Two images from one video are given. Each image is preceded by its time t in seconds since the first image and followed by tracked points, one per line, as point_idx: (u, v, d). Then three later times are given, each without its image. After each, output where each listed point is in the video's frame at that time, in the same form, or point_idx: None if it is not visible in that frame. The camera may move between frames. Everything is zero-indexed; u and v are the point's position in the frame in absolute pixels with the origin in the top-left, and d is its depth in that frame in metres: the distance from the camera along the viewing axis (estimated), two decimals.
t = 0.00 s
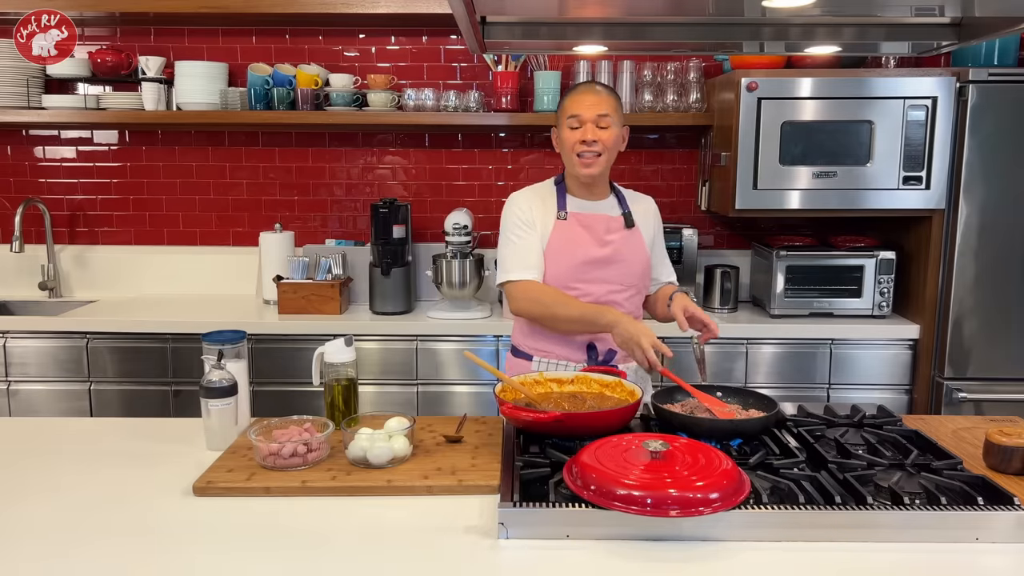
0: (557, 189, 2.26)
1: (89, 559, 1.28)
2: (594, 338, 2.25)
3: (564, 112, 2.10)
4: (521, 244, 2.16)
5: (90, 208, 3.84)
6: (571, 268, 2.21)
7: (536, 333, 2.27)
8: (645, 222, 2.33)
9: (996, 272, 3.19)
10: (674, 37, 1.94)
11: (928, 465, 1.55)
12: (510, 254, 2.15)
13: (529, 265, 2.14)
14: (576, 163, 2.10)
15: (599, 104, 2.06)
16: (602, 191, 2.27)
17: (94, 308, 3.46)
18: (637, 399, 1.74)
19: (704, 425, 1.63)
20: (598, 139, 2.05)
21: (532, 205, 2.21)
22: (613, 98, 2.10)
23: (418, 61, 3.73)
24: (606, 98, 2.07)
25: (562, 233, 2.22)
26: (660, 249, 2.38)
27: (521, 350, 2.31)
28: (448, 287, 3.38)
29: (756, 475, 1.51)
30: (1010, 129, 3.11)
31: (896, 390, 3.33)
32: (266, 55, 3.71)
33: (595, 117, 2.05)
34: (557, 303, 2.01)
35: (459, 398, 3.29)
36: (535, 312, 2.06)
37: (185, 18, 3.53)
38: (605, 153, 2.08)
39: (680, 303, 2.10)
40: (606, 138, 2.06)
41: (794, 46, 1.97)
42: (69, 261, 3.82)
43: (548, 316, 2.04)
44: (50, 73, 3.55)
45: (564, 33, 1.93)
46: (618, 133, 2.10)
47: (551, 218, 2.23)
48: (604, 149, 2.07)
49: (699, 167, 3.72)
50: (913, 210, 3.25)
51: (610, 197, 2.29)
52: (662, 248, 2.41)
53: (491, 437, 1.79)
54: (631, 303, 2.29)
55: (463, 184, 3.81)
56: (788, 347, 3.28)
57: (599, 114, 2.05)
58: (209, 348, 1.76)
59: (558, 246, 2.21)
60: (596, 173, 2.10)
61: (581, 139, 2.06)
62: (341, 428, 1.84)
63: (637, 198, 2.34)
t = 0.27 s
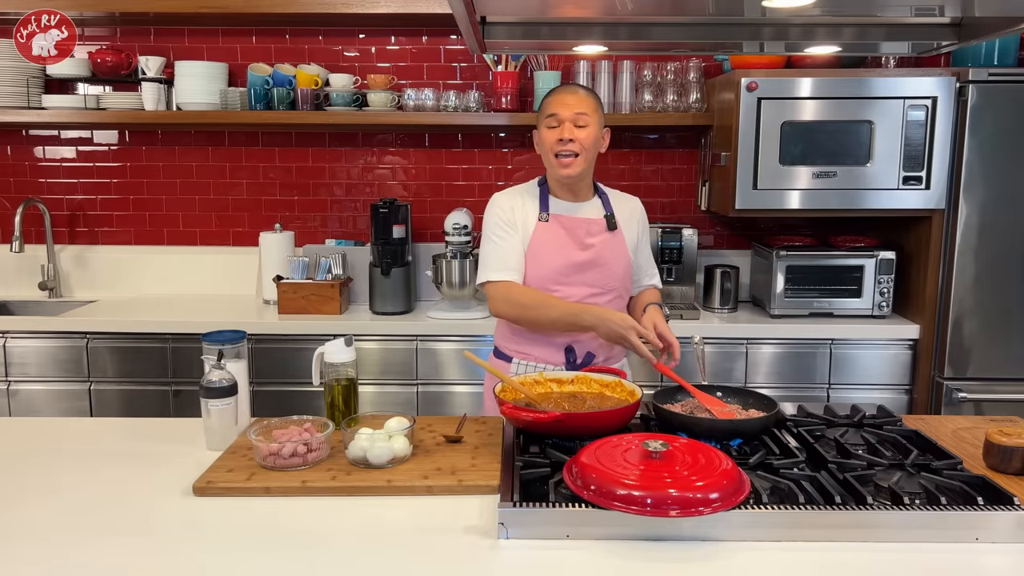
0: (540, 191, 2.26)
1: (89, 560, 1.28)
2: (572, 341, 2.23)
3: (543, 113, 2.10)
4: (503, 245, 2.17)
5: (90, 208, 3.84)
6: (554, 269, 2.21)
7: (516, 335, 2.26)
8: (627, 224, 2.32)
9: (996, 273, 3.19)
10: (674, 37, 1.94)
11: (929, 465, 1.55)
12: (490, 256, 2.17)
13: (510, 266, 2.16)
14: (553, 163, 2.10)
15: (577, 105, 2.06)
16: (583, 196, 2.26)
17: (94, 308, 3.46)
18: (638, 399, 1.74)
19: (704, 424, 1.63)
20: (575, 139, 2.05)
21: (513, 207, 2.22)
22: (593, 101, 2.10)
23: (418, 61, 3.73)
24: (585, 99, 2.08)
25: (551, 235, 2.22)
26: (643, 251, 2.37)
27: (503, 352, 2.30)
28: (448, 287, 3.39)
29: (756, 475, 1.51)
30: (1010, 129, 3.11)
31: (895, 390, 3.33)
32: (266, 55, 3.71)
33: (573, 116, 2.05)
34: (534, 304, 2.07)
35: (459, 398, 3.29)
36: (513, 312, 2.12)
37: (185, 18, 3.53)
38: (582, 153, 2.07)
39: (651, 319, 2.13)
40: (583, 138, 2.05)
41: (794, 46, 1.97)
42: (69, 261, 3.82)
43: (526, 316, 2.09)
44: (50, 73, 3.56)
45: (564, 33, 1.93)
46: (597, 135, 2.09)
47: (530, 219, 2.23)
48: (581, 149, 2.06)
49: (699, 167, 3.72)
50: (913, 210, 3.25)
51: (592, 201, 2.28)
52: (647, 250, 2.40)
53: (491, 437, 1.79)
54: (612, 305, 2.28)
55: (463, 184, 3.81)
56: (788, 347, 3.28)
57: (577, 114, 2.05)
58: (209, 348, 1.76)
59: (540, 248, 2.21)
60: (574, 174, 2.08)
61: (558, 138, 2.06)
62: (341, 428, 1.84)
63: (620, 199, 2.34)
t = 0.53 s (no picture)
0: (528, 192, 2.26)
1: (88, 560, 1.28)
2: (562, 344, 2.23)
3: (530, 112, 2.10)
4: (486, 247, 2.17)
5: (90, 208, 3.84)
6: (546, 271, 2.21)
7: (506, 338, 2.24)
8: (615, 225, 2.33)
9: (996, 273, 3.19)
10: (674, 37, 1.94)
11: (929, 465, 1.55)
12: (474, 257, 2.16)
13: (493, 269, 2.16)
14: (537, 164, 2.09)
15: (563, 106, 2.06)
16: (568, 197, 2.26)
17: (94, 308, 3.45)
18: (638, 398, 1.74)
19: (704, 424, 1.63)
20: (560, 140, 2.04)
21: (500, 209, 2.21)
22: (579, 103, 2.10)
23: (418, 61, 3.73)
24: (572, 101, 2.08)
25: (549, 235, 2.22)
26: (630, 252, 2.38)
27: (493, 355, 2.29)
28: (448, 287, 3.40)
29: (756, 475, 1.51)
30: (1010, 129, 3.11)
31: (896, 390, 3.33)
32: (266, 55, 3.71)
33: (558, 117, 2.04)
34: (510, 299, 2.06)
35: (459, 398, 3.29)
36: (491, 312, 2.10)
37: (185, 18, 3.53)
38: (567, 154, 2.06)
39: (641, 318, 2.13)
40: (568, 140, 2.05)
41: (794, 46, 1.97)
42: (69, 261, 3.82)
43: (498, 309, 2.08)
44: (51, 73, 3.55)
45: (564, 33, 1.93)
46: (582, 137, 2.09)
47: (516, 222, 2.22)
48: (565, 150, 2.06)
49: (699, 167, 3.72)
50: (913, 211, 3.25)
51: (577, 204, 2.27)
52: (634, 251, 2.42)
53: (491, 437, 1.79)
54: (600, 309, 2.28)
55: (463, 184, 3.81)
56: (787, 347, 3.28)
57: (563, 115, 2.05)
58: (209, 348, 1.76)
59: (537, 248, 2.21)
60: (557, 175, 2.08)
61: (542, 138, 2.05)
62: (341, 429, 1.84)
63: (607, 200, 2.34)
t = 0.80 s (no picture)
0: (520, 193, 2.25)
1: (88, 560, 1.28)
2: (555, 346, 2.22)
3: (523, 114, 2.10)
4: (474, 249, 2.19)
5: (90, 208, 3.84)
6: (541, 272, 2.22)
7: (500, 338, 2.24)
8: (608, 226, 2.32)
9: (996, 273, 3.19)
10: (674, 37, 1.94)
11: (929, 465, 1.55)
12: (466, 257, 2.18)
13: (484, 270, 2.18)
14: (529, 165, 2.09)
15: (556, 108, 2.05)
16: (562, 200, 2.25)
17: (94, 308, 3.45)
18: (638, 399, 1.74)
19: (704, 424, 1.63)
20: (551, 141, 2.04)
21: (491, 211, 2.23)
22: (573, 104, 2.10)
23: (418, 61, 3.73)
24: (565, 102, 2.07)
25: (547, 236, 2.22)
26: (625, 252, 2.37)
27: (487, 355, 2.28)
28: (448, 287, 3.40)
29: (756, 475, 1.51)
30: (1010, 129, 3.10)
31: (896, 390, 3.33)
32: (266, 55, 3.71)
33: (550, 119, 2.04)
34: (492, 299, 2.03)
35: (459, 398, 3.29)
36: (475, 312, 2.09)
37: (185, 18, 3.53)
38: (558, 157, 2.06)
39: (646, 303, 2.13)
40: (559, 141, 2.05)
41: (794, 46, 1.97)
42: (69, 261, 3.82)
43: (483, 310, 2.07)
44: (51, 73, 3.56)
45: (564, 33, 1.93)
46: (574, 139, 2.09)
47: (509, 223, 2.23)
48: (556, 152, 2.06)
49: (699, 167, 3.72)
50: (913, 211, 3.25)
51: (571, 205, 2.27)
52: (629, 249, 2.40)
53: (491, 437, 1.79)
54: (592, 310, 2.27)
55: (463, 184, 3.81)
56: (787, 347, 3.28)
57: (555, 117, 2.04)
58: (209, 348, 1.76)
59: (534, 248, 2.21)
60: (549, 176, 2.08)
61: (534, 140, 2.06)
62: (341, 428, 1.84)
63: (602, 201, 2.34)
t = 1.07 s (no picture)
0: (517, 193, 2.25)
1: (88, 561, 1.28)
2: (550, 347, 2.22)
3: (520, 114, 2.09)
4: (469, 249, 2.19)
5: (90, 208, 3.84)
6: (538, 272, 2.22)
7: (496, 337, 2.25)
8: (606, 228, 2.31)
9: (996, 272, 3.19)
10: (674, 37, 1.94)
11: (929, 465, 1.55)
12: (463, 257, 2.18)
13: (481, 270, 2.19)
14: (525, 166, 2.10)
15: (552, 108, 2.05)
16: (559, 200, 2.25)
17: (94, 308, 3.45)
18: (638, 399, 1.74)
19: (704, 424, 1.63)
20: (547, 142, 2.04)
21: (487, 212, 2.23)
22: (569, 105, 2.10)
23: (418, 61, 3.73)
24: (561, 103, 2.07)
25: (546, 236, 2.22)
26: (623, 253, 2.36)
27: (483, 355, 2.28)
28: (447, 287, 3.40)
29: (756, 475, 1.51)
30: (1010, 129, 3.11)
31: (896, 390, 3.33)
32: (266, 55, 3.71)
33: (546, 120, 2.04)
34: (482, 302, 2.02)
35: (459, 398, 3.29)
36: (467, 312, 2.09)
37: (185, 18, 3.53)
38: (554, 157, 2.06)
39: (663, 311, 2.07)
40: (555, 142, 2.05)
41: (794, 46, 1.97)
42: (69, 261, 3.82)
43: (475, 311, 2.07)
44: (50, 73, 3.55)
45: (564, 33, 1.93)
46: (571, 139, 2.09)
47: (506, 223, 2.24)
48: (552, 153, 2.05)
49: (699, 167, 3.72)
50: (913, 211, 3.25)
51: (568, 206, 2.27)
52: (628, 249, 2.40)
53: (491, 437, 1.79)
54: (589, 311, 2.27)
55: (463, 184, 3.81)
56: (787, 347, 3.28)
57: (550, 118, 2.04)
58: (209, 348, 1.75)
59: (531, 248, 2.22)
60: (545, 177, 2.08)
61: (530, 140, 2.05)
62: (341, 428, 1.84)
63: (600, 201, 2.33)
